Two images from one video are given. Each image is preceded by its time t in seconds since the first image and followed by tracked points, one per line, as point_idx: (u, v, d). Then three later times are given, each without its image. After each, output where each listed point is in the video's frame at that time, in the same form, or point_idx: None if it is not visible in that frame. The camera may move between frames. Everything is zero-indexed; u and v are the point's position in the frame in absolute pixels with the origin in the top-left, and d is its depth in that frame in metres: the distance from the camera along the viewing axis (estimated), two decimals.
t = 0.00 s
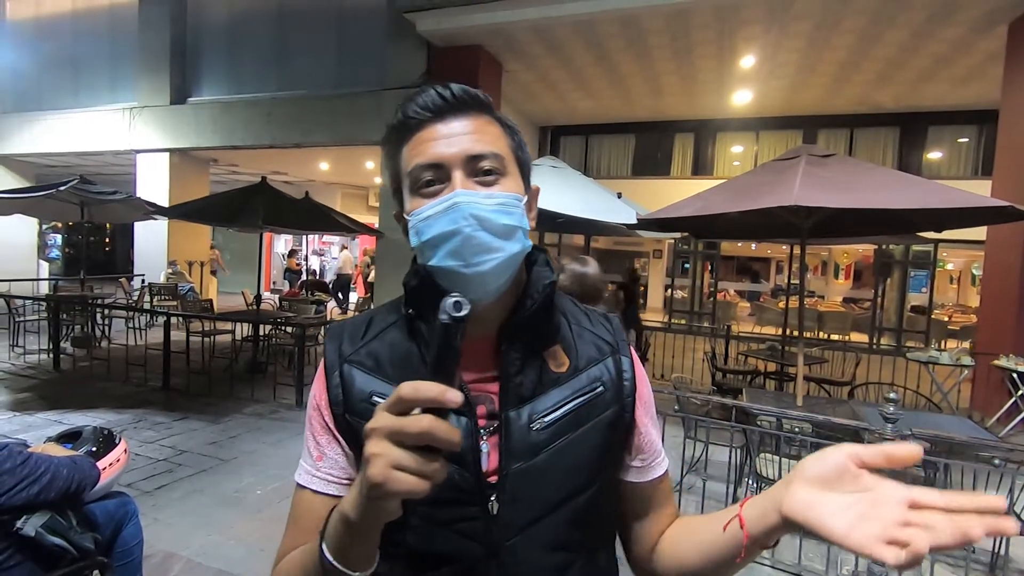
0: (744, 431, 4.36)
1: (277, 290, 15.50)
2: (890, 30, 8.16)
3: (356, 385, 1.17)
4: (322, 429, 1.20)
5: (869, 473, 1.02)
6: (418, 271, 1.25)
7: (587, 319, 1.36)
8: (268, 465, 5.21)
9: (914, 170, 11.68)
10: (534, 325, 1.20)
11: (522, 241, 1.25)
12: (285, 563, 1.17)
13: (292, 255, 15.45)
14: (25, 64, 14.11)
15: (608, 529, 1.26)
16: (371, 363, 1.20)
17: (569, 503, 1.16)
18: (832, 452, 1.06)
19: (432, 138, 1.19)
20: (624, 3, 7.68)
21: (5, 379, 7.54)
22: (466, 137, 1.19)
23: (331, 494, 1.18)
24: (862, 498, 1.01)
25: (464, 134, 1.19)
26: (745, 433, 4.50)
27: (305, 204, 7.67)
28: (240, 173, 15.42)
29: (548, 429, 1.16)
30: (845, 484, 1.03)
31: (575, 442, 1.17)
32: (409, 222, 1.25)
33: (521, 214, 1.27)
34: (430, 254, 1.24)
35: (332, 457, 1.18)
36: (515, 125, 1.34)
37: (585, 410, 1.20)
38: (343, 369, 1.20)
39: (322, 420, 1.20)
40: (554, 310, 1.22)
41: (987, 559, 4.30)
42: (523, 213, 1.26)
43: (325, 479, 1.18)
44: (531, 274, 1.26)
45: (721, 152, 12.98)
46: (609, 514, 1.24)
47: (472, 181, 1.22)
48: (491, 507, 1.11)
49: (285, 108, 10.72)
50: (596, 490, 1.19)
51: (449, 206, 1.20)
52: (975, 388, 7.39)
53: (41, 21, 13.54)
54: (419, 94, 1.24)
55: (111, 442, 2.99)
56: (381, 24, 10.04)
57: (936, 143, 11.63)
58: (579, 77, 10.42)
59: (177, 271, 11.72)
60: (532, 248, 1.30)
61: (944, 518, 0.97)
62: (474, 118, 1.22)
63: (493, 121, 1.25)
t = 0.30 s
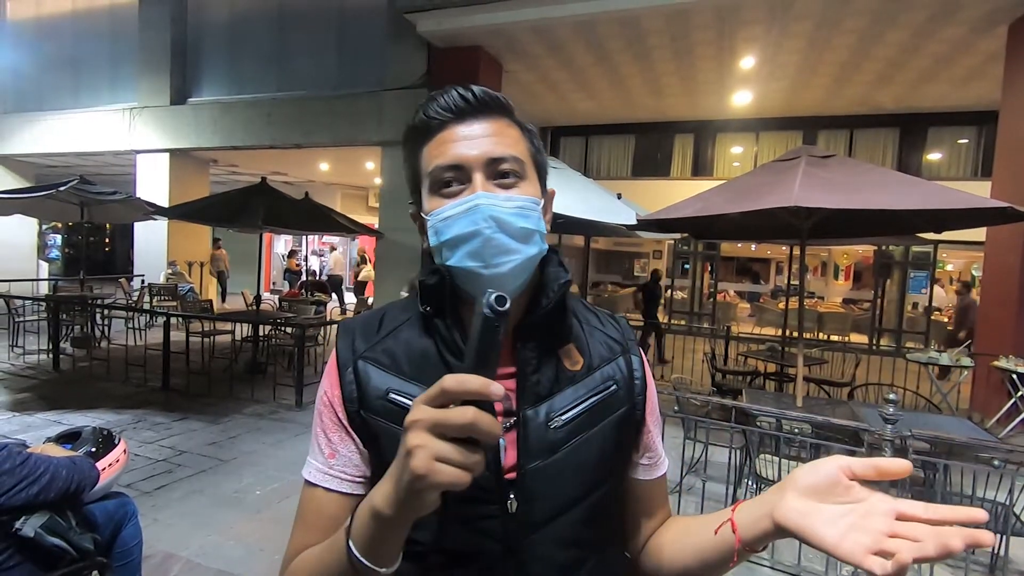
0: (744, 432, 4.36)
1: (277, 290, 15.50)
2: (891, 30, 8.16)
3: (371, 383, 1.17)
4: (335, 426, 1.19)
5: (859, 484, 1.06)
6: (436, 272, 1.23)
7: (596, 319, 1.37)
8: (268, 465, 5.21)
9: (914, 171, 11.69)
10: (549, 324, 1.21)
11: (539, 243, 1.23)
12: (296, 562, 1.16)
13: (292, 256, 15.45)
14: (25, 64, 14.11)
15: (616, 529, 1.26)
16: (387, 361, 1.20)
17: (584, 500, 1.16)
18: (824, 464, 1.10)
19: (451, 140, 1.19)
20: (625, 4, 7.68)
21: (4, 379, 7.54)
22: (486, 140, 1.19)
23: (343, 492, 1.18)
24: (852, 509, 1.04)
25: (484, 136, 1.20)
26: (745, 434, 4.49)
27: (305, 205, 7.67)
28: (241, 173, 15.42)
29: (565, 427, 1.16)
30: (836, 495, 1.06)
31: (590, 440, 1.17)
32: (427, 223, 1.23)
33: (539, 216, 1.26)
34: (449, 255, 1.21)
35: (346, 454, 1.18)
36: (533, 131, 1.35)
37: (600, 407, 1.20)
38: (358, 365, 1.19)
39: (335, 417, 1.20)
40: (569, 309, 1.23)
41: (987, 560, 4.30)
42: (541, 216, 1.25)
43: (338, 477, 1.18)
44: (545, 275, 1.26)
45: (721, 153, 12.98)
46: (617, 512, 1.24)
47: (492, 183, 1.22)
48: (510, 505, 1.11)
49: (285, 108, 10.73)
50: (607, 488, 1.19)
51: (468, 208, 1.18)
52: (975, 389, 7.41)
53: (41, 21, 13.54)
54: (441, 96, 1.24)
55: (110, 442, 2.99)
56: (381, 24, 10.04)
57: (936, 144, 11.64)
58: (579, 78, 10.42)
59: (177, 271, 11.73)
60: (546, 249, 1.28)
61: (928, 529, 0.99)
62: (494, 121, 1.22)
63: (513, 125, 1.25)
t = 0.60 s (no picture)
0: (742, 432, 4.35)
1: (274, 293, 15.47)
2: (885, 31, 8.21)
3: (378, 385, 1.17)
4: (341, 426, 1.19)
5: (838, 510, 1.07)
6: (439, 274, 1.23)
7: (599, 322, 1.36)
8: (264, 469, 5.20)
9: (909, 171, 11.76)
10: (553, 329, 1.21)
11: (543, 248, 1.22)
12: (302, 560, 1.16)
13: (288, 258, 15.43)
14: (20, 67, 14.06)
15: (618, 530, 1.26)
16: (394, 363, 1.20)
17: (585, 503, 1.16)
18: (804, 489, 1.10)
19: (461, 142, 1.19)
20: (621, 5, 7.70)
21: None
22: (494, 143, 1.19)
23: (350, 492, 1.18)
24: (833, 536, 1.05)
25: (493, 139, 1.19)
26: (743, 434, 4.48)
27: (301, 207, 7.66)
28: (237, 176, 15.40)
29: (568, 431, 1.16)
30: (818, 522, 1.07)
31: (592, 444, 1.17)
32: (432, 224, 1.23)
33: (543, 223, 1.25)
34: (449, 257, 1.20)
35: (351, 455, 1.18)
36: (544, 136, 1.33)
37: (603, 412, 1.19)
38: (364, 367, 1.19)
39: (341, 417, 1.20)
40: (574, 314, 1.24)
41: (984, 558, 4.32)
42: (545, 222, 1.24)
43: (343, 477, 1.18)
44: (552, 279, 1.25)
45: (717, 153, 13.02)
46: (619, 516, 1.24)
47: (497, 187, 1.21)
48: (512, 508, 1.11)
49: (282, 110, 10.71)
50: (608, 491, 1.19)
51: (472, 211, 1.18)
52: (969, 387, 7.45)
53: (35, 23, 13.49)
54: (452, 97, 1.24)
55: (106, 446, 2.98)
56: (377, 26, 10.04)
57: (931, 143, 11.70)
58: (576, 79, 10.44)
59: (173, 274, 11.69)
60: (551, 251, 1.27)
61: (906, 556, 1.01)
62: (505, 125, 1.22)
63: (523, 130, 1.24)
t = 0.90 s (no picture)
0: (738, 434, 4.34)
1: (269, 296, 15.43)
2: (880, 35, 8.26)
3: (383, 382, 1.17)
4: (348, 420, 1.20)
5: (827, 535, 1.04)
6: (443, 275, 1.25)
7: (606, 328, 1.35)
8: (260, 472, 5.18)
9: (903, 173, 11.85)
10: (555, 334, 1.21)
11: (544, 253, 1.22)
12: (309, 547, 1.17)
13: (284, 261, 15.40)
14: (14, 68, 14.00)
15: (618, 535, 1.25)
16: (399, 360, 1.20)
17: (582, 506, 1.15)
18: (793, 513, 1.08)
19: (469, 147, 1.18)
20: (617, 8, 7.73)
21: None
22: (500, 149, 1.18)
23: (356, 484, 1.18)
24: (821, 562, 1.03)
25: (498, 145, 1.18)
26: (738, 435, 4.43)
27: (297, 209, 7.64)
28: (233, 178, 15.36)
29: (566, 435, 1.16)
30: (805, 546, 1.05)
31: (590, 449, 1.17)
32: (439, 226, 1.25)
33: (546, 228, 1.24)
34: (452, 259, 1.23)
35: (356, 449, 1.18)
36: (555, 139, 1.31)
37: (602, 418, 1.19)
38: (371, 364, 1.19)
39: (348, 412, 1.20)
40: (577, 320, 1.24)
41: (978, 558, 4.35)
42: (547, 229, 1.23)
43: (349, 469, 1.18)
44: (556, 285, 1.27)
45: (713, 156, 13.06)
46: (619, 521, 1.24)
47: (500, 193, 1.21)
48: (507, 508, 1.12)
49: (278, 112, 10.69)
50: (606, 496, 1.18)
51: (472, 215, 1.19)
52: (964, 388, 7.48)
53: (30, 25, 13.43)
54: (461, 102, 1.23)
55: (100, 450, 2.95)
56: (373, 29, 10.05)
57: (925, 146, 11.78)
58: (572, 82, 10.47)
59: (168, 276, 11.65)
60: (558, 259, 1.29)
61: None
62: (511, 131, 1.19)
63: (531, 136, 1.22)
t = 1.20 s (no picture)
0: (739, 429, 4.34)
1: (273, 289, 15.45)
2: (885, 29, 8.20)
3: (401, 368, 1.18)
4: (371, 403, 1.23)
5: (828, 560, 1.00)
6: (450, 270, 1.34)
7: (625, 326, 1.30)
8: (262, 464, 5.20)
9: (908, 168, 11.79)
10: (565, 328, 1.20)
11: (531, 246, 1.22)
12: (326, 520, 1.22)
13: (287, 254, 15.42)
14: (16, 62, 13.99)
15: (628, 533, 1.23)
16: (416, 350, 1.20)
17: (584, 501, 1.14)
18: (792, 534, 1.04)
19: (481, 146, 1.21)
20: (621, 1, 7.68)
21: None
22: (476, 153, 1.22)
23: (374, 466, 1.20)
24: None
25: (474, 149, 1.22)
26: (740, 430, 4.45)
27: (299, 203, 7.64)
28: (235, 171, 15.36)
29: (568, 430, 1.14)
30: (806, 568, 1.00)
31: (594, 446, 1.15)
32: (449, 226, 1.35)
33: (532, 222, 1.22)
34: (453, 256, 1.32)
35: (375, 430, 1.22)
36: (560, 130, 1.25)
37: (609, 417, 1.16)
38: (392, 351, 1.21)
39: (371, 395, 1.23)
40: (587, 317, 1.22)
41: (979, 554, 4.36)
42: (531, 223, 1.21)
43: (366, 446, 1.22)
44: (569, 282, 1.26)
45: (716, 150, 13.02)
46: (626, 521, 1.21)
47: (486, 190, 1.23)
48: (506, 495, 1.13)
49: (280, 105, 10.67)
50: (610, 495, 1.16)
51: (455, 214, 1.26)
52: (966, 384, 7.47)
53: (32, 18, 13.41)
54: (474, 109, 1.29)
55: (105, 441, 2.97)
56: (376, 21, 10.01)
57: (929, 141, 11.71)
58: (575, 76, 10.43)
59: (171, 270, 11.68)
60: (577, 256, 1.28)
61: None
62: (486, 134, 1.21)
63: (519, 130, 1.20)
